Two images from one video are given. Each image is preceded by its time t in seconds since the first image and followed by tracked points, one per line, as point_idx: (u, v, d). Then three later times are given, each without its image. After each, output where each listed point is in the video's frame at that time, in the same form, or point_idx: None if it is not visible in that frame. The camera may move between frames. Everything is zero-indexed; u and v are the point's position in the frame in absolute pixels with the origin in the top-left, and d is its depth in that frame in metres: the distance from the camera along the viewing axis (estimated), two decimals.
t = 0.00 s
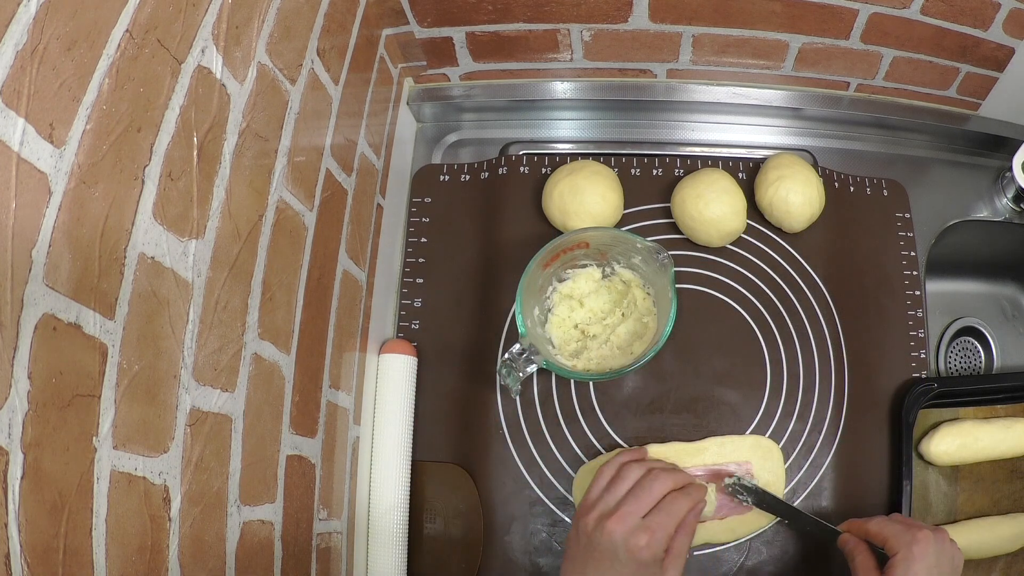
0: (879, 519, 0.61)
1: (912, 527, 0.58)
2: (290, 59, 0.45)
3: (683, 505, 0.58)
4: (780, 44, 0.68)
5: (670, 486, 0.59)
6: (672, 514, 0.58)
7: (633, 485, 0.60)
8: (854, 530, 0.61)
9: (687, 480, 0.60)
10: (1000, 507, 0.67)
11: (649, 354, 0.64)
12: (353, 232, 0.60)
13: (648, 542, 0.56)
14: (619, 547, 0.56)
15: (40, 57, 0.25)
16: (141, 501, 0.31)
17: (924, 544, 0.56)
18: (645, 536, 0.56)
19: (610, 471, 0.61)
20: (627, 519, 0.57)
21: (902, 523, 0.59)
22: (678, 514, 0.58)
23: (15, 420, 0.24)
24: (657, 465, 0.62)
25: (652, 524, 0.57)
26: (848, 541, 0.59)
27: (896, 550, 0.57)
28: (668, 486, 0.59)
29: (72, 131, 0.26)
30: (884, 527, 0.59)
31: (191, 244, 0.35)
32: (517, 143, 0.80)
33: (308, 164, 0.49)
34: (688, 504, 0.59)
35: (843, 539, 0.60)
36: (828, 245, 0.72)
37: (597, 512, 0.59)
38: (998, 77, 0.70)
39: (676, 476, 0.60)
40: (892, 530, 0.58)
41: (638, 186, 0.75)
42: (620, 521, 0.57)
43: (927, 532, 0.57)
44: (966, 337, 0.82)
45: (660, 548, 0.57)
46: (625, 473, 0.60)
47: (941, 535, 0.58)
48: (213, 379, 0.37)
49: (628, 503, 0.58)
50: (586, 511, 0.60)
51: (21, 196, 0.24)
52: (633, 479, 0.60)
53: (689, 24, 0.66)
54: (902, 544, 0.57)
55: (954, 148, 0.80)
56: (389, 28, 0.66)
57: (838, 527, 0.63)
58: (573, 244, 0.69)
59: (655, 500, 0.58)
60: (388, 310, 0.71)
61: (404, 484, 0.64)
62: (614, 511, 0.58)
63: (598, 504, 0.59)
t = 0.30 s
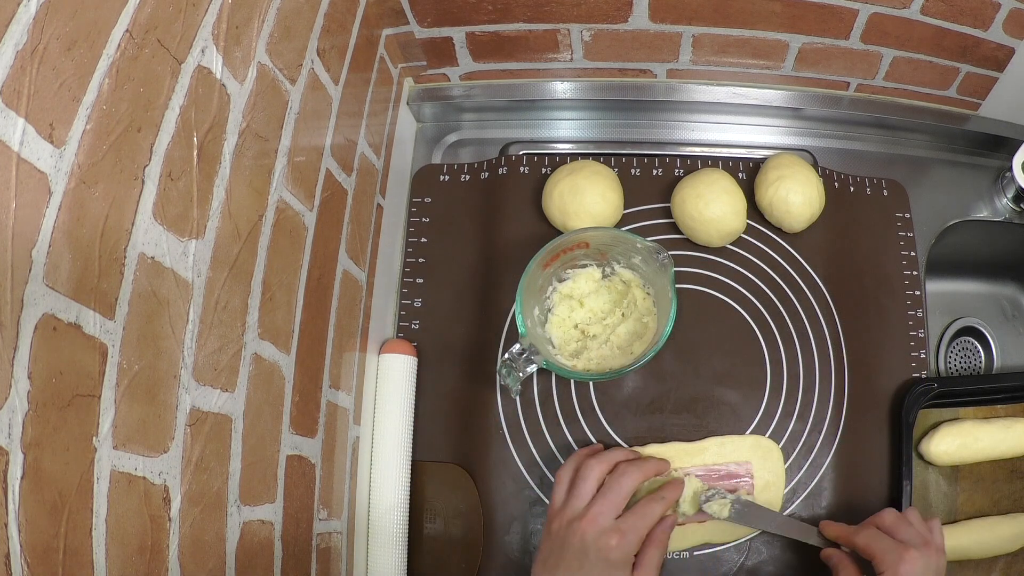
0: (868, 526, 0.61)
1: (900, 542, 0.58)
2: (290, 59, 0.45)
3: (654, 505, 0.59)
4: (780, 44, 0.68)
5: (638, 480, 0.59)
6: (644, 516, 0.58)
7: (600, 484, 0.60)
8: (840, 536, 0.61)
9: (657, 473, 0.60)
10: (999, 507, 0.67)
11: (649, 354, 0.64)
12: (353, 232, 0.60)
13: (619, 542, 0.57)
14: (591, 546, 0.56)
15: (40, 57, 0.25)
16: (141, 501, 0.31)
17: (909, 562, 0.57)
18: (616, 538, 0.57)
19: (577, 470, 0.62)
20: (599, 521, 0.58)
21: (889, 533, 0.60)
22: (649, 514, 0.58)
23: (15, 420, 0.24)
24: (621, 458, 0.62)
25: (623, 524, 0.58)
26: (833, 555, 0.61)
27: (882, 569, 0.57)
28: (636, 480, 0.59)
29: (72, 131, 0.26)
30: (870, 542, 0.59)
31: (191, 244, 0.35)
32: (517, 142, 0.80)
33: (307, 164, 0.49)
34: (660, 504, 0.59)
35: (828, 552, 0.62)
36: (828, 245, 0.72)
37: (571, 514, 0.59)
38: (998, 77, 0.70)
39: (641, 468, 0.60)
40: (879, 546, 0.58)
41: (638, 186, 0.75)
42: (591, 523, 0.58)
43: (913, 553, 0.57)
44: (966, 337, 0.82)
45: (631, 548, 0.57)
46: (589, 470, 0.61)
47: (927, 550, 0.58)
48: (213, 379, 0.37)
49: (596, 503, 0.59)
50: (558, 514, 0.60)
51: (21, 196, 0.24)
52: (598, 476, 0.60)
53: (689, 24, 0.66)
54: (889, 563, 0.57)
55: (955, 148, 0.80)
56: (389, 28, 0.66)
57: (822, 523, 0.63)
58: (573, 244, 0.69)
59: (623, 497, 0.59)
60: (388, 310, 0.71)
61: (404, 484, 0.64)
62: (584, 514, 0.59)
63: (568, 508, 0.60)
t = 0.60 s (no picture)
0: (857, 526, 0.60)
1: (887, 546, 0.58)
2: (290, 59, 0.45)
3: (650, 509, 0.58)
4: (780, 44, 0.68)
5: (638, 491, 0.59)
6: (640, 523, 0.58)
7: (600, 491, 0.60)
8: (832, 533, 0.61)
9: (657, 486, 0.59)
10: (999, 507, 0.67)
11: (649, 354, 0.64)
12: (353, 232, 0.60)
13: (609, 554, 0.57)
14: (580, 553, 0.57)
15: (40, 57, 0.25)
16: (141, 501, 0.31)
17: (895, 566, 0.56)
18: (606, 546, 0.57)
19: (579, 476, 0.62)
20: (592, 529, 0.58)
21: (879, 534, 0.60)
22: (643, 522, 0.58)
23: (15, 420, 0.24)
24: (624, 468, 0.61)
25: (614, 534, 0.57)
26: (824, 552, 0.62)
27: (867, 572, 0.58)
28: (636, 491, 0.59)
29: (72, 131, 0.26)
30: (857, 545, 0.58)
31: (191, 244, 0.35)
32: (517, 143, 0.80)
33: (307, 164, 0.49)
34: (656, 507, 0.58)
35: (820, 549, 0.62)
36: (828, 245, 0.72)
37: (564, 519, 0.59)
38: (998, 77, 0.70)
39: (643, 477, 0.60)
40: (866, 549, 0.58)
41: (638, 186, 0.75)
42: (584, 530, 0.58)
43: (899, 558, 0.57)
44: (966, 337, 0.82)
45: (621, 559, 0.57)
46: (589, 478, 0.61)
47: (915, 555, 0.57)
48: (213, 379, 0.37)
49: (592, 511, 0.59)
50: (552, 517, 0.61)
51: (21, 196, 0.24)
52: (598, 485, 0.60)
53: (689, 24, 0.66)
54: (873, 568, 0.57)
55: (954, 148, 0.80)
56: (389, 28, 0.66)
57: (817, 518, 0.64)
58: (573, 244, 0.69)
59: (621, 508, 0.59)
60: (388, 310, 0.71)
61: (403, 484, 0.64)
62: (578, 520, 0.59)
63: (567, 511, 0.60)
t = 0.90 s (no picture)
0: (872, 534, 0.59)
1: (897, 561, 0.56)
2: (290, 59, 0.45)
3: (662, 506, 0.57)
4: (780, 44, 0.68)
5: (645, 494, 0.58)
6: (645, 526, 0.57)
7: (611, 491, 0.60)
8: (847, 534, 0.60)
9: (668, 483, 0.57)
10: (999, 507, 0.67)
11: (649, 354, 0.64)
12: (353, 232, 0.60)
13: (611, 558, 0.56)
14: (590, 553, 0.56)
15: (40, 57, 0.25)
16: (141, 501, 0.31)
17: None
18: (617, 544, 0.56)
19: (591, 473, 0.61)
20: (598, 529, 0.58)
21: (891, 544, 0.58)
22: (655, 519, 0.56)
23: (15, 420, 0.24)
24: (639, 469, 0.61)
25: (625, 533, 0.56)
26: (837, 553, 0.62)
27: None
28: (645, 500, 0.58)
29: (72, 131, 0.26)
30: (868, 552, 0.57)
31: (191, 244, 0.35)
32: (517, 143, 0.80)
33: (308, 164, 0.49)
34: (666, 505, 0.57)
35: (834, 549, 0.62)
36: (828, 245, 0.72)
37: (575, 515, 0.59)
38: (998, 77, 0.70)
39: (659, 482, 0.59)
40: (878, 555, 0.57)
41: (638, 186, 0.75)
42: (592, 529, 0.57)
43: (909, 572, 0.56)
44: (966, 337, 0.82)
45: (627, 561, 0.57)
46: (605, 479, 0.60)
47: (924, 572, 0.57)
48: (213, 379, 0.37)
49: (606, 509, 0.58)
50: (560, 511, 0.60)
51: (21, 196, 0.24)
52: (612, 484, 0.60)
53: (689, 24, 0.66)
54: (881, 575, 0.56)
55: (954, 148, 0.80)
56: (389, 28, 0.66)
57: (833, 516, 0.63)
58: (573, 244, 0.69)
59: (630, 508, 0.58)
60: (388, 310, 0.71)
61: (403, 484, 0.64)
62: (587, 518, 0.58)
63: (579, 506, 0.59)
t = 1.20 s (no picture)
0: (850, 529, 0.59)
1: (874, 556, 0.56)
2: (290, 59, 0.45)
3: (667, 520, 0.57)
4: (780, 44, 0.68)
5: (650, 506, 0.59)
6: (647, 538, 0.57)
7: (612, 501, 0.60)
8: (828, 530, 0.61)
9: (673, 499, 0.57)
10: (999, 507, 0.67)
11: (649, 354, 0.64)
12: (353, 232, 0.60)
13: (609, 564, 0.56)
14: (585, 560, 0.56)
15: (40, 57, 0.25)
16: (141, 501, 0.31)
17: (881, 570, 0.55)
18: (620, 556, 0.57)
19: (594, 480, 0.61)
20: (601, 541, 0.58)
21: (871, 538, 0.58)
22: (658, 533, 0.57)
23: (15, 420, 0.24)
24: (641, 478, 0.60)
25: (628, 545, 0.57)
26: (821, 550, 0.62)
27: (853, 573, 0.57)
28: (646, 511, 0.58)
29: (72, 131, 0.26)
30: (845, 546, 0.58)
31: (191, 244, 0.35)
32: (517, 142, 0.80)
33: (308, 164, 0.49)
34: (672, 519, 0.57)
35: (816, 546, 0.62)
36: (828, 245, 0.72)
37: (576, 525, 0.58)
38: (998, 77, 0.70)
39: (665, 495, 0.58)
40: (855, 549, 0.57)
41: (638, 186, 0.75)
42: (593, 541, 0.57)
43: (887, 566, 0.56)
44: (966, 337, 0.82)
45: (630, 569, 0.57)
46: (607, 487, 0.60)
47: (905, 565, 0.56)
48: (213, 379, 0.37)
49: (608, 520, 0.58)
50: (559, 519, 0.59)
51: (21, 196, 0.24)
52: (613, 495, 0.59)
53: (689, 24, 0.66)
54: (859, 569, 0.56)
55: (954, 148, 0.80)
56: (389, 28, 0.66)
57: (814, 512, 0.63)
58: (573, 244, 0.69)
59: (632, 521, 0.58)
60: (388, 310, 0.71)
61: (403, 484, 0.64)
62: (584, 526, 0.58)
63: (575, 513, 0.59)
